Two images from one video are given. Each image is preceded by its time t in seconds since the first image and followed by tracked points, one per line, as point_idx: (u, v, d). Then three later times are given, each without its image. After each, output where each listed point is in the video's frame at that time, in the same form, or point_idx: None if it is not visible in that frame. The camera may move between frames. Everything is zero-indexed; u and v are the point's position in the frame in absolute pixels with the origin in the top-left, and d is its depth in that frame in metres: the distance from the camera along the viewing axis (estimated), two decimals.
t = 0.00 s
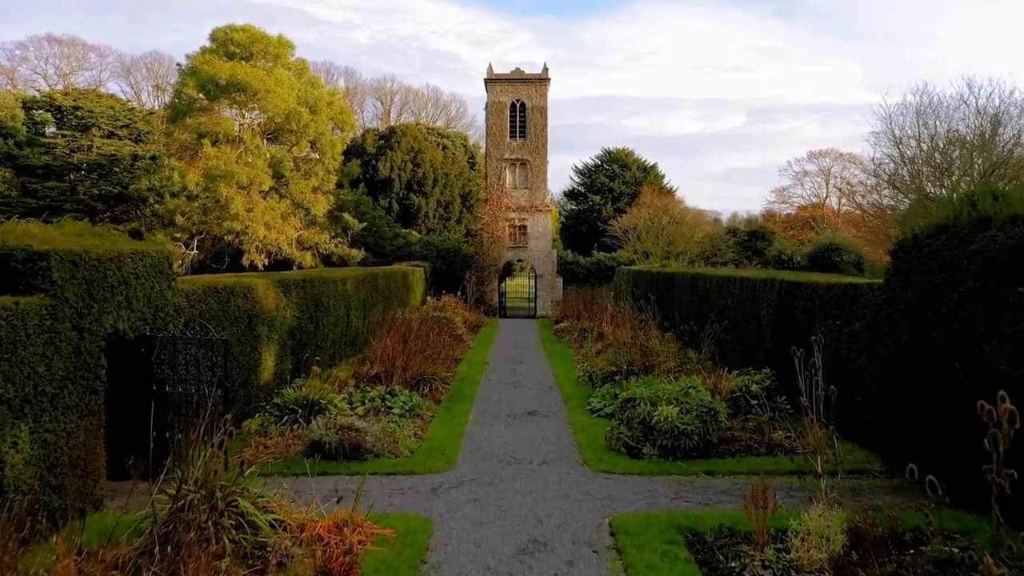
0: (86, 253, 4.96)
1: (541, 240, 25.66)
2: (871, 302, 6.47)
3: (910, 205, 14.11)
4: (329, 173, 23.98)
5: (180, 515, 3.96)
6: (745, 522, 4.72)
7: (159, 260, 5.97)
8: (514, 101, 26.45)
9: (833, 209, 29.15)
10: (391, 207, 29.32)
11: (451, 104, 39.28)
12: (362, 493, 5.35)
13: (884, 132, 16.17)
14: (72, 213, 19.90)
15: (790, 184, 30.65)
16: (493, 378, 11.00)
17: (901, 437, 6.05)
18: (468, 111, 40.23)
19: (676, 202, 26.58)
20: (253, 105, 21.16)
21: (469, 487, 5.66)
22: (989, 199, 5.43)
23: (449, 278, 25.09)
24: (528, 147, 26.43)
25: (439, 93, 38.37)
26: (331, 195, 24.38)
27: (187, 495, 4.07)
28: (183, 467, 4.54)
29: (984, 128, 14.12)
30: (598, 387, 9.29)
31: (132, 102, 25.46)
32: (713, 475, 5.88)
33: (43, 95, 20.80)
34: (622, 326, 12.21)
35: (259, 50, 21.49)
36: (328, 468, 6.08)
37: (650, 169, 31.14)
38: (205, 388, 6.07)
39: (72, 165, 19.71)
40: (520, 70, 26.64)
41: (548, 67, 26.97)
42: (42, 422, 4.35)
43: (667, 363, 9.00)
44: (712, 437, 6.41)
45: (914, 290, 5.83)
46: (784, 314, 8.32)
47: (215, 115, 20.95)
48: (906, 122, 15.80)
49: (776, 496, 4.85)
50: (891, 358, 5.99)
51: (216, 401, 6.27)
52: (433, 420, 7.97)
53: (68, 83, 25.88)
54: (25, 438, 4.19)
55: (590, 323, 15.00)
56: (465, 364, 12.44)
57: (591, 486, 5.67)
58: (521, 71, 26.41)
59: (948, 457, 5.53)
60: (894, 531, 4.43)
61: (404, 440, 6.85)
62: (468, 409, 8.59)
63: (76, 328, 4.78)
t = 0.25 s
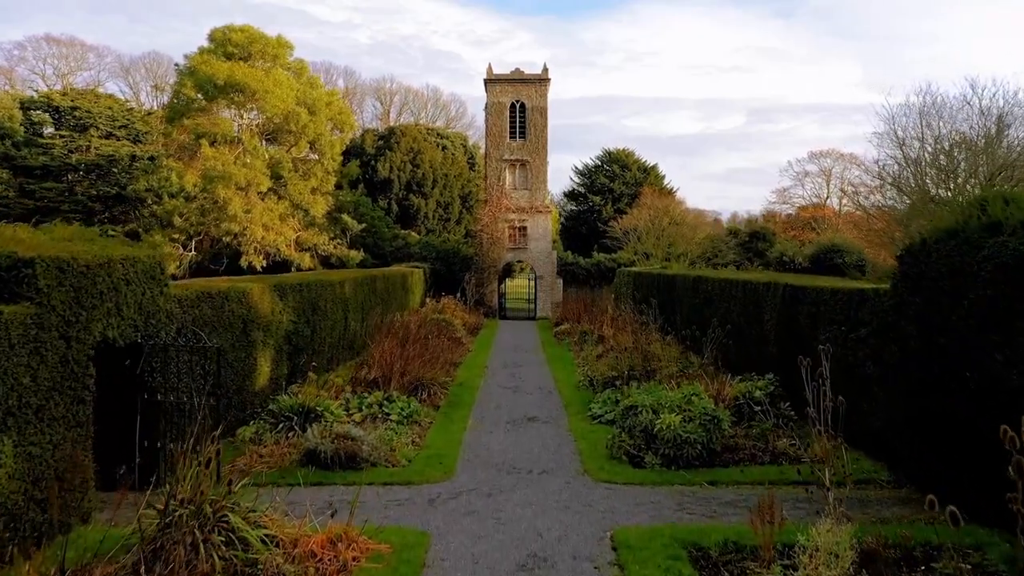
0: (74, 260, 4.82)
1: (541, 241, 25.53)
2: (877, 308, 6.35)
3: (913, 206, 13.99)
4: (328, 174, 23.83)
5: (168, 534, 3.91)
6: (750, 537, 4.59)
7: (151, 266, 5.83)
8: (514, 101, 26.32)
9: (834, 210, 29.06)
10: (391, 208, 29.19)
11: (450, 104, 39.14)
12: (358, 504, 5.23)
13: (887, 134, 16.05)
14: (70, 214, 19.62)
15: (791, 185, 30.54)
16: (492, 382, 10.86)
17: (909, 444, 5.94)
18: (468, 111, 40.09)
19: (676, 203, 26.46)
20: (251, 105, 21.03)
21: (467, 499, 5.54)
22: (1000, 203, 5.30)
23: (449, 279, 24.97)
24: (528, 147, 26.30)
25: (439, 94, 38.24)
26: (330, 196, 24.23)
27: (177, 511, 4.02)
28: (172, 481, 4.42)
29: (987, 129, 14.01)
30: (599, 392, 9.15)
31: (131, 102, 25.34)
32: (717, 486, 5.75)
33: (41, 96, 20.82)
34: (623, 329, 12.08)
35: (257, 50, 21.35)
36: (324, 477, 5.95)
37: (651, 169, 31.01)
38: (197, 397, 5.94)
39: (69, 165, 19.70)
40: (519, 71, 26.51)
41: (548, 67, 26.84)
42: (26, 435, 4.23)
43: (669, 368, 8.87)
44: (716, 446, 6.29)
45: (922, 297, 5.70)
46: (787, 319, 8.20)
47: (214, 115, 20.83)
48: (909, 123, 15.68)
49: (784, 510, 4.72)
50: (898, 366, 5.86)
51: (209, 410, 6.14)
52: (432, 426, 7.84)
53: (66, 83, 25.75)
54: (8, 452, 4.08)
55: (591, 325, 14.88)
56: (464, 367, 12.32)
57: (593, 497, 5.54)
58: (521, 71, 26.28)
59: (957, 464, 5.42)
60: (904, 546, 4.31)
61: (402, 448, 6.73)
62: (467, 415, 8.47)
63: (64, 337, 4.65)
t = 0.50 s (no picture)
0: (61, 268, 4.69)
1: (541, 242, 25.41)
2: (884, 313, 6.22)
3: (916, 207, 13.86)
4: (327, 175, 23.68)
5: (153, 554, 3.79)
6: (755, 551, 4.47)
7: (141, 272, 5.68)
8: (513, 102, 26.19)
9: (835, 211, 28.94)
10: (390, 209, 29.06)
11: (450, 104, 39.02)
12: (353, 517, 5.11)
13: (890, 135, 15.94)
14: (67, 217, 19.69)
15: (792, 186, 30.43)
16: (491, 387, 10.72)
17: (915, 448, 5.83)
18: (467, 111, 39.95)
19: (677, 204, 26.31)
20: (250, 106, 20.90)
21: (465, 510, 5.41)
22: (1011, 208, 5.17)
23: (449, 281, 24.86)
24: (528, 148, 26.17)
25: (439, 94, 38.11)
26: (329, 197, 24.06)
27: (166, 526, 3.91)
28: (160, 497, 4.28)
29: (991, 130, 13.89)
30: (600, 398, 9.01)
31: (129, 103, 25.21)
32: (720, 497, 5.62)
33: (38, 96, 20.74)
34: (625, 333, 11.96)
35: (255, 51, 21.22)
36: (320, 488, 5.82)
37: (651, 170, 30.88)
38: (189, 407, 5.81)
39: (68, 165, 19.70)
40: (519, 71, 26.38)
41: (548, 67, 26.71)
42: (10, 449, 4.11)
43: (671, 374, 8.74)
44: (719, 455, 6.16)
45: (930, 304, 5.56)
46: (791, 324, 8.06)
47: (212, 116, 20.72)
48: (911, 125, 15.57)
49: (790, 525, 4.59)
50: (906, 373, 5.73)
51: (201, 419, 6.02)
52: (430, 433, 7.71)
53: (65, 83, 25.62)
54: None
55: (591, 328, 14.75)
56: (463, 371, 12.19)
57: (594, 509, 5.42)
58: (520, 72, 26.15)
59: (961, 467, 5.35)
60: (914, 563, 4.18)
61: (400, 457, 6.61)
62: (466, 421, 8.34)
63: (49, 346, 4.51)
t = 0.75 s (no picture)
0: (48, 275, 4.56)
1: (541, 244, 25.28)
2: (891, 320, 6.09)
3: (920, 210, 13.70)
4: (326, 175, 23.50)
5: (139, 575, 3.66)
6: (762, 566, 4.34)
7: (132, 278, 5.55)
8: (513, 102, 26.06)
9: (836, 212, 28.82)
10: (389, 210, 28.95)
11: (450, 104, 38.91)
12: (349, 531, 4.98)
13: (894, 136, 15.81)
14: (66, 217, 20.00)
15: (793, 187, 30.32)
16: (490, 392, 10.58)
17: (923, 456, 5.70)
18: (467, 111, 39.84)
19: (678, 205, 26.18)
20: (248, 106, 20.75)
21: (464, 522, 5.27)
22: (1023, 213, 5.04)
23: (449, 282, 24.74)
24: (528, 149, 26.04)
25: (438, 94, 38.00)
26: (328, 198, 23.89)
27: (152, 546, 3.82)
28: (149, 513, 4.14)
29: (996, 131, 13.75)
30: (601, 403, 8.88)
31: (128, 103, 25.10)
32: (725, 509, 5.49)
33: (36, 97, 20.64)
34: (625, 337, 11.83)
35: (254, 51, 21.09)
36: (315, 499, 5.70)
37: (652, 171, 30.76)
38: (182, 416, 5.68)
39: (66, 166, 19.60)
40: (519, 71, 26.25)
41: (548, 67, 26.57)
42: None
43: (673, 379, 8.62)
44: (724, 464, 6.03)
45: (940, 310, 5.43)
46: (795, 328, 7.94)
47: (210, 117, 20.58)
48: (915, 126, 15.45)
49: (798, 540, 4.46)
50: (915, 381, 5.60)
51: (195, 428, 5.89)
52: (429, 440, 7.58)
53: (63, 83, 25.51)
54: None
55: (592, 331, 14.62)
56: (463, 375, 12.07)
57: (595, 521, 5.29)
58: (520, 72, 26.02)
59: (972, 475, 5.21)
60: None
61: (399, 466, 6.48)
62: (465, 427, 8.20)
63: (36, 356, 4.38)
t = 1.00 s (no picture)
0: (33, 283, 4.43)
1: (541, 245, 25.14)
2: (899, 327, 5.97)
3: (925, 211, 13.52)
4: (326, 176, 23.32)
5: None
6: None
7: (123, 285, 5.41)
8: (513, 103, 25.93)
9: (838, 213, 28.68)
10: (389, 211, 28.83)
11: (450, 105, 38.79)
12: (344, 545, 4.85)
13: (897, 138, 15.69)
14: (63, 218, 20.10)
15: (794, 188, 30.19)
16: (490, 397, 10.42)
17: (931, 464, 5.57)
18: (467, 112, 39.72)
19: (679, 206, 26.05)
20: (247, 107, 20.61)
21: (461, 535, 5.14)
22: None
23: (448, 284, 24.62)
24: (528, 150, 25.90)
25: (438, 94, 37.89)
26: (327, 199, 23.72)
27: (140, 566, 3.69)
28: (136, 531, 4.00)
29: (1002, 133, 13.62)
30: (602, 409, 8.75)
31: (126, 103, 24.99)
32: (730, 521, 5.36)
33: (34, 97, 20.55)
34: (627, 340, 11.70)
35: (252, 51, 20.96)
36: (311, 511, 5.57)
37: (652, 171, 30.63)
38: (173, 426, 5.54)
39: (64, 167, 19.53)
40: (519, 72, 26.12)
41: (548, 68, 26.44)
42: None
43: (675, 386, 8.49)
44: (729, 474, 5.90)
45: (950, 317, 5.30)
46: (799, 334, 7.82)
47: (208, 117, 20.45)
48: (919, 127, 15.33)
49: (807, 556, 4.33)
50: (926, 390, 5.44)
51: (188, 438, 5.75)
52: (427, 448, 7.45)
53: (62, 84, 25.39)
54: None
55: (593, 334, 14.49)
56: (463, 379, 11.95)
57: (597, 534, 5.16)
58: (520, 73, 25.89)
59: (981, 483, 5.08)
60: None
61: (397, 475, 6.37)
62: (464, 434, 8.07)
63: (21, 367, 4.25)
